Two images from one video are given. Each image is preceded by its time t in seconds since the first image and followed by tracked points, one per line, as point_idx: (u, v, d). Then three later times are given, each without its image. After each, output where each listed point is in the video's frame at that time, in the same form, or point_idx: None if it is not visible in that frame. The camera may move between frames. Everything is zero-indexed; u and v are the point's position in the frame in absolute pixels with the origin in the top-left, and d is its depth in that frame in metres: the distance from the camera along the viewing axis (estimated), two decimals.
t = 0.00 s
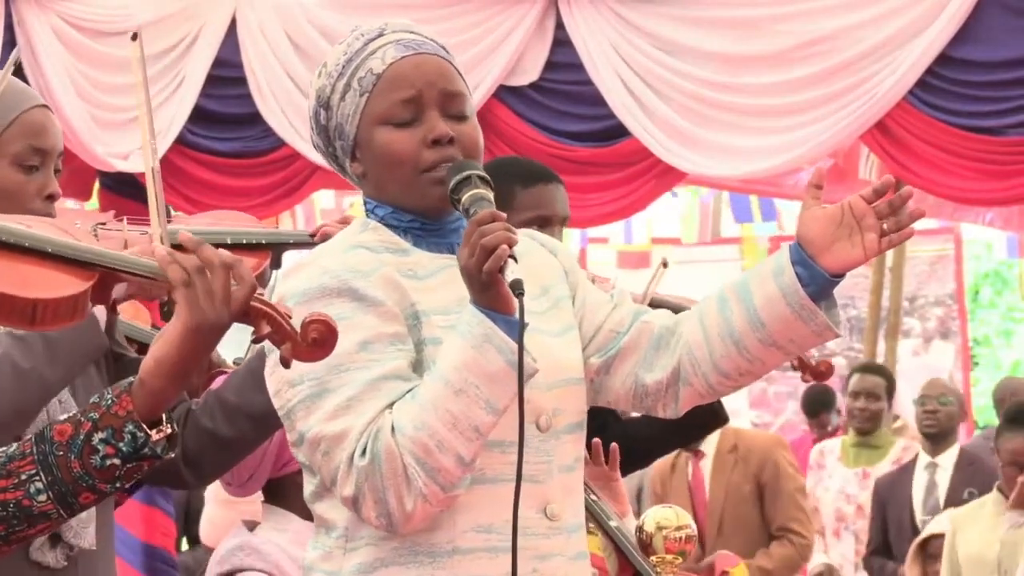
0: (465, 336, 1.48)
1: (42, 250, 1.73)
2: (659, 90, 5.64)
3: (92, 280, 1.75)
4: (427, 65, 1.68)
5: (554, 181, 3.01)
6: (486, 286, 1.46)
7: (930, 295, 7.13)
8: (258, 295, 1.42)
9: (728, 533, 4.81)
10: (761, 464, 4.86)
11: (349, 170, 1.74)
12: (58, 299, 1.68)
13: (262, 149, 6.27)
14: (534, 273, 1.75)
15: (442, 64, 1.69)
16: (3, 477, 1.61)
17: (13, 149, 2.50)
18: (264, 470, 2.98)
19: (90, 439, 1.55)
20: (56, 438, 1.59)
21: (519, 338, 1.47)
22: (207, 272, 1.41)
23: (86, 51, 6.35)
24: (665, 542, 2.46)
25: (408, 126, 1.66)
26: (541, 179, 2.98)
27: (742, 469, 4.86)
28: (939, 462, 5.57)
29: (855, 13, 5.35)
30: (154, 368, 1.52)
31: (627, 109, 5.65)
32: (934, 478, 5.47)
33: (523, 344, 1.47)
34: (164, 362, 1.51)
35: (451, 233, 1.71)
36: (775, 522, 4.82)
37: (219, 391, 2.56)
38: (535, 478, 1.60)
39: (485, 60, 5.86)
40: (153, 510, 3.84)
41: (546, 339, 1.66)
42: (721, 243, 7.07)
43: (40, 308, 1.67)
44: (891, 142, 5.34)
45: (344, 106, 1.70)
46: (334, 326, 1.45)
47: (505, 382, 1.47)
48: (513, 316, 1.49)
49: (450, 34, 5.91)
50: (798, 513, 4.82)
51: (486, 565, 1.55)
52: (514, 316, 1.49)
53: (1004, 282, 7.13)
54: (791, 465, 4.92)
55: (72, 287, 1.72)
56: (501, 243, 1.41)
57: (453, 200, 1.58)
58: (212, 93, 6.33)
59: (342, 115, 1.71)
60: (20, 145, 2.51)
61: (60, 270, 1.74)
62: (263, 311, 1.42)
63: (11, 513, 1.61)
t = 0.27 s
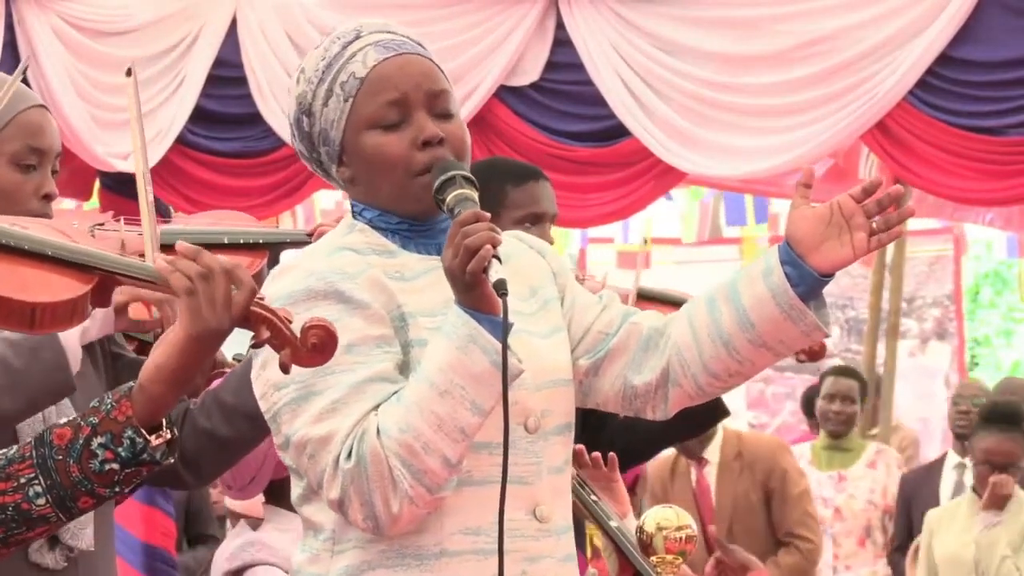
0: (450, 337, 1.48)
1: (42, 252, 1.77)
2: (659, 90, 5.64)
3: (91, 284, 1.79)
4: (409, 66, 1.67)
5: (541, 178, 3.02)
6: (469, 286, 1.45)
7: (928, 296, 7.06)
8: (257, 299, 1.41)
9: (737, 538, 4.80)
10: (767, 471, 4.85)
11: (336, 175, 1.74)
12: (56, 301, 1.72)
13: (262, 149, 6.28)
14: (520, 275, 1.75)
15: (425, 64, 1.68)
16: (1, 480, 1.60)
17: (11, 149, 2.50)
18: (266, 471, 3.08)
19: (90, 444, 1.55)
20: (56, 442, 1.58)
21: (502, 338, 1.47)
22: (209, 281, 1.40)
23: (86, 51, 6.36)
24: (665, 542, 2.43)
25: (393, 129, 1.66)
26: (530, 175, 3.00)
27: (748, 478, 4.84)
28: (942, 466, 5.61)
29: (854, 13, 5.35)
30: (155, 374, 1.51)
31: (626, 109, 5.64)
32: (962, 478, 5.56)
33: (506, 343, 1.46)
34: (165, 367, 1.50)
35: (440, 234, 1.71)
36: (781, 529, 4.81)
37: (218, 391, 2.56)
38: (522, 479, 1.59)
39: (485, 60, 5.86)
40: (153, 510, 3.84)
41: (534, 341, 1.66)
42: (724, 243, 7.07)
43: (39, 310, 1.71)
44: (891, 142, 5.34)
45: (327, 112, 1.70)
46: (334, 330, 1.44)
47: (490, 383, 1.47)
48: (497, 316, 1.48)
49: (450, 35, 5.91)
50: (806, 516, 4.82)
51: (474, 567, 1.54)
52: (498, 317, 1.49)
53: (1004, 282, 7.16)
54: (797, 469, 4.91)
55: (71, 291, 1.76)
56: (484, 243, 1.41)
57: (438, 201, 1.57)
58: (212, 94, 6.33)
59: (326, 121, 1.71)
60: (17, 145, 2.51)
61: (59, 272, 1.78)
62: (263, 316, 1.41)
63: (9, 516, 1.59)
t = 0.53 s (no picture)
0: (444, 339, 1.48)
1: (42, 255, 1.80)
2: (659, 90, 5.64)
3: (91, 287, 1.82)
4: (396, 66, 1.67)
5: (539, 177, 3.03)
6: (464, 287, 1.45)
7: (927, 296, 7.05)
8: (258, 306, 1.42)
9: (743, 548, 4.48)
10: (770, 477, 4.58)
11: (325, 178, 1.74)
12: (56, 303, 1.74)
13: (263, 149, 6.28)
14: (513, 276, 1.74)
15: (411, 64, 1.68)
16: (3, 485, 1.59)
17: (10, 148, 2.51)
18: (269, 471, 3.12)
19: (93, 450, 1.54)
20: (58, 447, 1.57)
21: (497, 339, 1.47)
22: (216, 289, 1.40)
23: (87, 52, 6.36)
24: (665, 542, 2.45)
25: (382, 131, 1.66)
26: (527, 174, 3.00)
27: (750, 485, 4.57)
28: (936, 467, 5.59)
29: (854, 13, 5.35)
30: (157, 382, 1.51)
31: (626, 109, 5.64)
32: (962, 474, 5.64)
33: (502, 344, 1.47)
34: (169, 375, 1.49)
35: (432, 234, 1.72)
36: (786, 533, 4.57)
37: (217, 391, 2.58)
38: (517, 480, 1.60)
39: (484, 60, 5.86)
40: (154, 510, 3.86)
41: (528, 342, 1.66)
42: (721, 242, 7.09)
43: (39, 313, 1.73)
44: (891, 142, 5.33)
45: (315, 115, 1.70)
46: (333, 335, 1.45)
47: (485, 384, 1.47)
48: (492, 318, 1.49)
49: (450, 35, 5.91)
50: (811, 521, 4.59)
51: (470, 569, 1.54)
52: (493, 318, 1.49)
53: (1003, 282, 7.13)
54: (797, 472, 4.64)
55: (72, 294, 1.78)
56: (478, 245, 1.41)
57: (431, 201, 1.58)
58: (212, 93, 6.33)
59: (314, 124, 1.71)
60: (14, 143, 2.52)
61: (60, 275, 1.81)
62: (263, 321, 1.42)
63: (10, 521, 1.59)
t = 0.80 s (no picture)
0: (444, 339, 1.48)
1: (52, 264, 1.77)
2: (658, 90, 5.64)
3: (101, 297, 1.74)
4: (394, 68, 1.67)
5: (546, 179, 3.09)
6: (463, 288, 1.46)
7: (926, 296, 7.11)
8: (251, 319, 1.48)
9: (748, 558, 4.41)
10: (773, 488, 4.48)
11: (320, 177, 1.74)
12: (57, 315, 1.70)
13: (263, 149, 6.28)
14: (509, 276, 1.74)
15: (408, 67, 1.68)
16: None
17: (9, 148, 2.47)
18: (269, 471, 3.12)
19: (37, 440, 1.61)
20: (7, 442, 1.65)
21: (498, 339, 1.47)
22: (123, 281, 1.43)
23: (87, 52, 6.36)
24: (665, 541, 2.43)
25: (379, 133, 1.66)
26: (535, 176, 3.07)
27: (753, 496, 4.48)
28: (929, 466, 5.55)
29: (854, 13, 5.35)
30: (89, 370, 1.56)
31: (626, 109, 5.64)
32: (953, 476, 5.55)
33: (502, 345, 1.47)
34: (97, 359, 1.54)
35: (427, 235, 1.72)
36: (795, 543, 4.45)
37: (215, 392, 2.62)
38: (516, 480, 1.60)
39: (484, 60, 5.87)
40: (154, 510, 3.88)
41: (525, 342, 1.65)
42: (721, 242, 7.06)
43: (46, 323, 1.71)
44: (891, 142, 5.33)
45: (312, 114, 1.70)
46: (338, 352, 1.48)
47: (485, 384, 1.48)
48: (492, 318, 1.49)
49: (451, 34, 5.92)
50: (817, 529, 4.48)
51: (469, 568, 1.54)
52: (493, 319, 1.49)
53: (1004, 282, 7.07)
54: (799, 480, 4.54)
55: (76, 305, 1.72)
56: (477, 246, 1.41)
57: (428, 202, 1.58)
58: (212, 93, 6.33)
59: (310, 123, 1.71)
60: (14, 143, 2.48)
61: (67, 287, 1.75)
62: (267, 335, 1.47)
63: None
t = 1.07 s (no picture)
0: (452, 340, 1.48)
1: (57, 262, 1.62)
2: (658, 89, 5.64)
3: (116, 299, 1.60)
4: (399, 72, 1.67)
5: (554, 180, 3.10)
6: (473, 289, 1.46)
7: (925, 296, 7.13)
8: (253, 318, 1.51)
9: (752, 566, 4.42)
10: (779, 494, 4.47)
11: (323, 177, 1.74)
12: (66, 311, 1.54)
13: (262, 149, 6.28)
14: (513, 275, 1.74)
15: (414, 70, 1.68)
16: None
17: (10, 148, 2.49)
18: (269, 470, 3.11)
19: None
20: None
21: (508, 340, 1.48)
22: (99, 306, 1.53)
23: (87, 52, 6.36)
24: (665, 541, 2.47)
25: (384, 136, 1.66)
26: (544, 178, 3.07)
27: (758, 504, 4.47)
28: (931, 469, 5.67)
29: (854, 13, 5.35)
30: (43, 376, 1.60)
31: (625, 109, 5.64)
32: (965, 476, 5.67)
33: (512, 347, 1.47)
34: (44, 374, 1.60)
35: (430, 236, 1.72)
36: (797, 547, 4.48)
37: (212, 392, 2.60)
38: (522, 479, 1.60)
39: (484, 60, 5.87)
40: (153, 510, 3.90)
41: (529, 343, 1.65)
42: (720, 242, 7.06)
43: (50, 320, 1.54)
44: (891, 142, 5.34)
45: (316, 114, 1.70)
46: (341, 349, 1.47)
47: (495, 384, 1.48)
48: (501, 319, 1.49)
49: (450, 34, 5.91)
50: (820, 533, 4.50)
51: (476, 568, 1.54)
52: (501, 319, 1.50)
53: (1004, 282, 7.06)
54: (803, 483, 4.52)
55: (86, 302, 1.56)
56: (487, 246, 1.42)
57: (434, 203, 1.58)
58: (212, 93, 6.33)
59: (314, 123, 1.71)
60: (12, 142, 2.50)
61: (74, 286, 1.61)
62: (272, 334, 1.49)
63: None
